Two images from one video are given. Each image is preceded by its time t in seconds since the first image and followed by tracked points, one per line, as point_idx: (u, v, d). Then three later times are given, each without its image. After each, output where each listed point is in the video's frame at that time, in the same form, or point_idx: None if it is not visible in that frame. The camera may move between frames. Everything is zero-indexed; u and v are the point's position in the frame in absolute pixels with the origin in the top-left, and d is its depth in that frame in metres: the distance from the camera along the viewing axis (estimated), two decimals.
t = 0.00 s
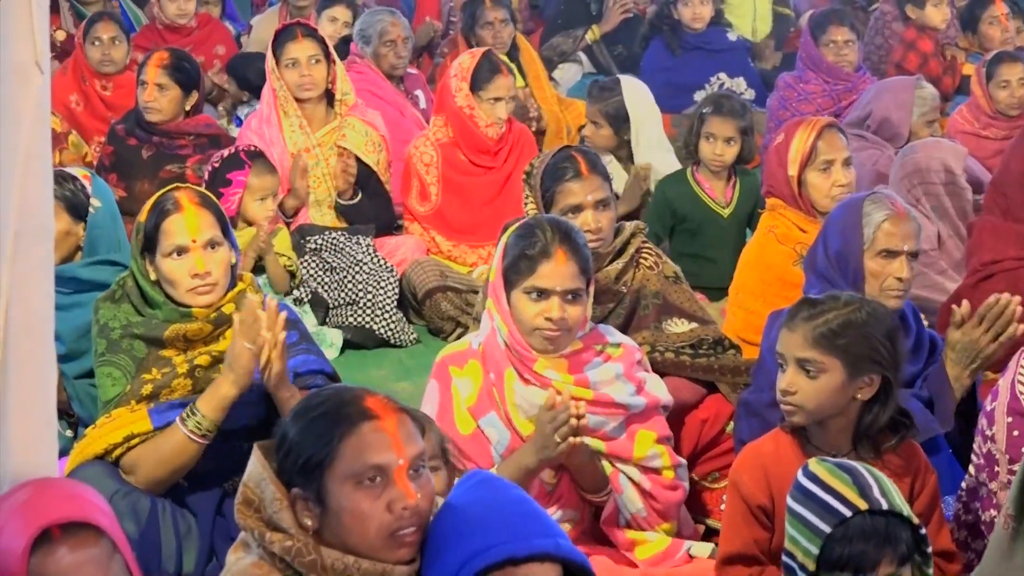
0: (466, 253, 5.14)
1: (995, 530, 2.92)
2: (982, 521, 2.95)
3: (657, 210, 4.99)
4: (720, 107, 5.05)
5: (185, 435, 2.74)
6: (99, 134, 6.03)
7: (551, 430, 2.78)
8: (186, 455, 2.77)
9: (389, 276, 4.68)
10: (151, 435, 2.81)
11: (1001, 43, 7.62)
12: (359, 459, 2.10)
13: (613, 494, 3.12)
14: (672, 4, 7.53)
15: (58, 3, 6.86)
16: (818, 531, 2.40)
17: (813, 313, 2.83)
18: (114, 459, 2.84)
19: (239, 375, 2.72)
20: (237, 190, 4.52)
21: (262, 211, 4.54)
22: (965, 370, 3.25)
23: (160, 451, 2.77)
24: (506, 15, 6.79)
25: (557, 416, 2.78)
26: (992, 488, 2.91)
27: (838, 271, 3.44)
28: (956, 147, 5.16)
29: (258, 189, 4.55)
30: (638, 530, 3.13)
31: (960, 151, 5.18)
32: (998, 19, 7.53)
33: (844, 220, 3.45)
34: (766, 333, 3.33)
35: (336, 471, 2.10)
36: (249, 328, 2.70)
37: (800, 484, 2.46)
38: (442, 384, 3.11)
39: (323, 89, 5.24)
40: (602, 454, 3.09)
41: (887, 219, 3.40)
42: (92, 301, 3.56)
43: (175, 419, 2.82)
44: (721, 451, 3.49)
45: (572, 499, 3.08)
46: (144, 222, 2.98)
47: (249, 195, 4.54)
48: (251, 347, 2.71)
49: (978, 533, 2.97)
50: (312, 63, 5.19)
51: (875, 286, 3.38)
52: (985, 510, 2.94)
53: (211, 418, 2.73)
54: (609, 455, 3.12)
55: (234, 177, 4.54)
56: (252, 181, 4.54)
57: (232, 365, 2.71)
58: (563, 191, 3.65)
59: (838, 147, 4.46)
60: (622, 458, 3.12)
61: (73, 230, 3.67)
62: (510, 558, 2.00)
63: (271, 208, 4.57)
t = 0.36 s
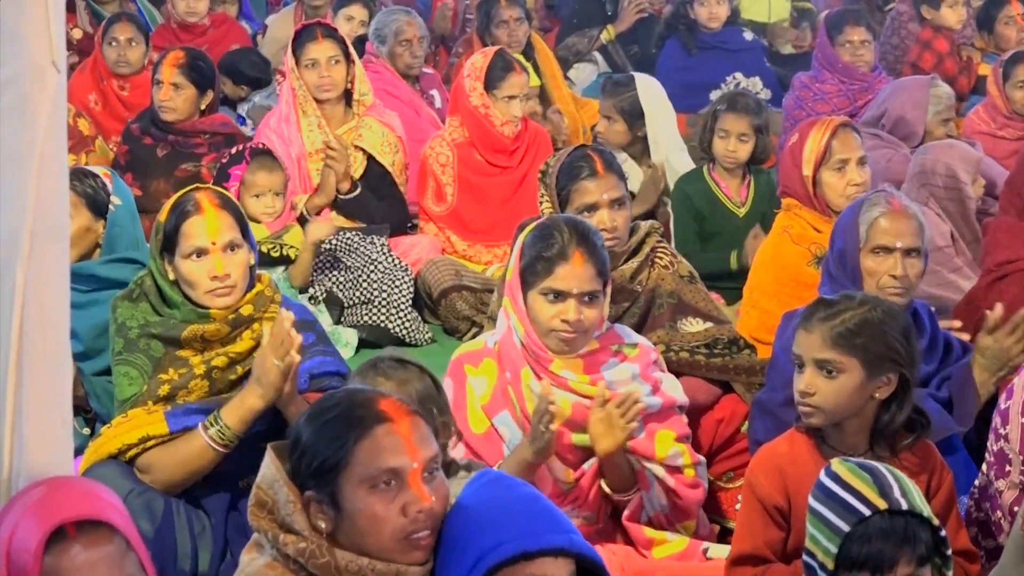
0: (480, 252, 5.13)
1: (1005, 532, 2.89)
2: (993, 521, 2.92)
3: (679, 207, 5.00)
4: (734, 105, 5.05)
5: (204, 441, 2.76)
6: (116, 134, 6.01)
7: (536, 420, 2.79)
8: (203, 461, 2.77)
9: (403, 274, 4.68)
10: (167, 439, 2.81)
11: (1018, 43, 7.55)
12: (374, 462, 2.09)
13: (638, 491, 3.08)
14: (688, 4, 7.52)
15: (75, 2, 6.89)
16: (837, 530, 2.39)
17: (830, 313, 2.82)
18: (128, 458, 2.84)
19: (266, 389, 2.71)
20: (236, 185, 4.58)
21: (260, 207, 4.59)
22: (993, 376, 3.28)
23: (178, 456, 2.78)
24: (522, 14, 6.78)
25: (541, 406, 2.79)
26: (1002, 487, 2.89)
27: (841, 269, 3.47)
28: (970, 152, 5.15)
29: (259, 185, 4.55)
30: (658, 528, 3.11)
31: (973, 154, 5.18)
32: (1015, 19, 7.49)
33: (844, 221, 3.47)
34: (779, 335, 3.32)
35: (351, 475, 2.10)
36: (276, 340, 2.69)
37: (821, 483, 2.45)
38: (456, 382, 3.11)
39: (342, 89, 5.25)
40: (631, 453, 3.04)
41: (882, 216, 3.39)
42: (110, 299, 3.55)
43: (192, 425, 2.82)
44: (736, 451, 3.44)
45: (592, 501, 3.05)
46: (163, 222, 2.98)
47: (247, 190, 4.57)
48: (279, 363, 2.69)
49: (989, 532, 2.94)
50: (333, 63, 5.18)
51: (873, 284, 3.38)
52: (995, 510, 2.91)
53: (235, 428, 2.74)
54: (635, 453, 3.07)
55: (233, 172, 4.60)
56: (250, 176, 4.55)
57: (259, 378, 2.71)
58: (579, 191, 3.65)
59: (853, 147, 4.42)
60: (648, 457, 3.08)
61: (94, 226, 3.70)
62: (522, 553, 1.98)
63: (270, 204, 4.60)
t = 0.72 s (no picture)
0: (499, 251, 5.12)
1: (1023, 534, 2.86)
2: (1012, 523, 2.89)
3: (694, 204, 4.98)
4: (750, 103, 5.00)
5: (210, 432, 2.74)
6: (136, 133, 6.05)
7: (581, 436, 2.72)
8: (213, 452, 2.77)
9: (421, 274, 4.67)
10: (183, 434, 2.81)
11: None
12: (394, 462, 2.09)
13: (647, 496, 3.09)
14: (707, 4, 7.48)
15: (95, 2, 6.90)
16: (853, 531, 2.37)
17: (850, 315, 2.80)
18: (147, 457, 2.84)
19: (259, 368, 2.69)
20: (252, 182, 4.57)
21: (276, 202, 4.54)
22: (1003, 370, 3.23)
23: (187, 448, 2.77)
24: (540, 14, 6.77)
25: (589, 423, 2.71)
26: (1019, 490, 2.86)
27: (854, 271, 3.46)
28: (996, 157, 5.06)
29: (274, 180, 4.54)
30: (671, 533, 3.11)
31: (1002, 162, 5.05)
32: None
33: (857, 223, 3.45)
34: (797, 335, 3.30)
35: (370, 475, 2.09)
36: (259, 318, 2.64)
37: (838, 484, 2.43)
38: (476, 383, 3.10)
39: (355, 89, 5.23)
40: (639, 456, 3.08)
41: (892, 217, 3.36)
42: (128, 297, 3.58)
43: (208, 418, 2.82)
44: (754, 451, 3.45)
45: (606, 503, 3.03)
46: (179, 220, 2.97)
47: (262, 187, 4.54)
48: (265, 339, 2.66)
49: (1008, 533, 2.91)
50: (345, 63, 5.18)
51: (883, 285, 3.37)
52: (1013, 511, 2.89)
53: (236, 414, 2.73)
54: (644, 460, 3.10)
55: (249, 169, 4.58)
56: (265, 172, 4.53)
57: (251, 360, 2.69)
58: (598, 191, 3.64)
59: (874, 148, 4.40)
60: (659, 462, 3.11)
61: (113, 225, 3.70)
62: (542, 557, 1.97)
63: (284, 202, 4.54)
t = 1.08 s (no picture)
0: (519, 251, 5.11)
1: None
2: None
3: (720, 207, 4.92)
4: (771, 103, 5.02)
5: (244, 439, 2.76)
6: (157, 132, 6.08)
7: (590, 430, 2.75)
8: (243, 457, 2.78)
9: (443, 274, 4.66)
10: (207, 435, 2.82)
11: None
12: (415, 464, 2.08)
13: (670, 492, 3.06)
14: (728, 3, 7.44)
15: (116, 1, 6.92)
16: (877, 527, 2.35)
17: (867, 318, 2.78)
18: (167, 454, 2.84)
19: (306, 387, 2.72)
20: (272, 183, 4.61)
21: (295, 203, 4.54)
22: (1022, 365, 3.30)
23: (217, 452, 2.78)
24: (561, 13, 6.76)
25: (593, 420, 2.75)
26: None
27: (869, 271, 3.43)
28: None
29: (293, 181, 4.52)
30: (694, 529, 3.09)
31: None
32: None
33: (869, 222, 3.42)
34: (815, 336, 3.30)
35: (391, 476, 2.09)
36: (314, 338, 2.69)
37: (863, 482, 2.42)
38: (495, 381, 3.09)
39: (382, 88, 5.26)
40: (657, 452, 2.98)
41: (904, 215, 3.33)
42: (146, 294, 3.59)
43: (231, 421, 2.83)
44: (776, 451, 3.42)
45: (627, 500, 3.04)
46: (203, 221, 2.99)
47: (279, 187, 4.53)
48: (317, 360, 2.70)
49: None
50: (374, 63, 5.19)
51: (898, 284, 3.34)
52: None
53: (273, 426, 2.74)
54: (668, 454, 3.04)
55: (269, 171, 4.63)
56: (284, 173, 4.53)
57: (299, 377, 2.72)
58: (619, 190, 3.63)
59: (892, 147, 4.35)
60: (682, 458, 3.04)
61: (128, 221, 3.69)
62: (562, 555, 1.97)
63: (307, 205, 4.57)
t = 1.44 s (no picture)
0: (539, 249, 5.11)
1: None
2: None
3: (739, 206, 4.91)
4: (795, 104, 5.00)
5: (247, 428, 2.76)
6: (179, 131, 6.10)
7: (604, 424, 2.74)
8: (252, 445, 2.78)
9: (463, 275, 4.67)
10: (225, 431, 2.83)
11: None
12: (433, 465, 2.08)
13: (697, 490, 3.04)
14: (749, 3, 7.43)
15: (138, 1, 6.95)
16: (900, 523, 2.34)
17: (870, 329, 2.77)
18: (187, 454, 2.85)
19: (289, 360, 2.70)
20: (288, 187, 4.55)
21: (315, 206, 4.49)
22: None
23: (226, 443, 2.78)
24: (581, 12, 6.75)
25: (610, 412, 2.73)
26: None
27: (889, 270, 3.40)
28: None
29: (311, 182, 4.50)
30: (717, 527, 3.07)
31: None
32: None
33: (890, 222, 3.41)
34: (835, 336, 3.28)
35: (409, 477, 2.08)
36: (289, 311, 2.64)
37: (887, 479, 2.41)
38: (515, 379, 3.09)
39: (398, 87, 5.25)
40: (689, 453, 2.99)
41: (924, 214, 3.31)
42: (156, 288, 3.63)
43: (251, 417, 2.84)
44: (795, 451, 3.41)
45: (648, 501, 3.02)
46: (220, 218, 2.99)
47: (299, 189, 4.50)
48: (293, 331, 2.66)
49: None
50: (389, 61, 5.20)
51: (919, 283, 3.31)
52: None
53: (271, 408, 2.73)
54: (693, 453, 3.05)
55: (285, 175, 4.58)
56: (301, 176, 4.51)
57: (281, 350, 2.69)
58: (639, 189, 3.62)
59: (911, 147, 4.37)
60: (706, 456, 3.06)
61: (139, 216, 3.70)
62: (580, 554, 1.95)
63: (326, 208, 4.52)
